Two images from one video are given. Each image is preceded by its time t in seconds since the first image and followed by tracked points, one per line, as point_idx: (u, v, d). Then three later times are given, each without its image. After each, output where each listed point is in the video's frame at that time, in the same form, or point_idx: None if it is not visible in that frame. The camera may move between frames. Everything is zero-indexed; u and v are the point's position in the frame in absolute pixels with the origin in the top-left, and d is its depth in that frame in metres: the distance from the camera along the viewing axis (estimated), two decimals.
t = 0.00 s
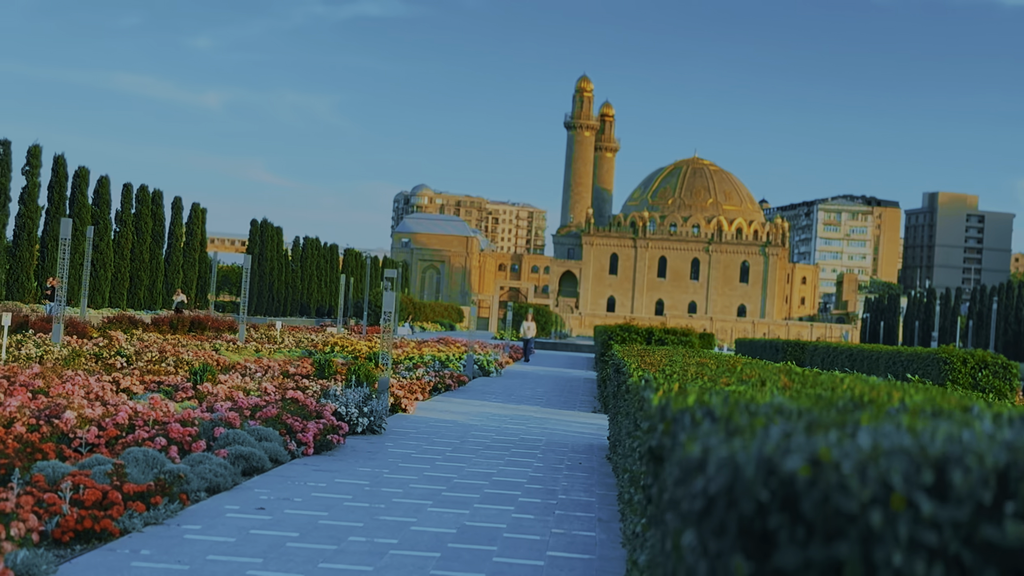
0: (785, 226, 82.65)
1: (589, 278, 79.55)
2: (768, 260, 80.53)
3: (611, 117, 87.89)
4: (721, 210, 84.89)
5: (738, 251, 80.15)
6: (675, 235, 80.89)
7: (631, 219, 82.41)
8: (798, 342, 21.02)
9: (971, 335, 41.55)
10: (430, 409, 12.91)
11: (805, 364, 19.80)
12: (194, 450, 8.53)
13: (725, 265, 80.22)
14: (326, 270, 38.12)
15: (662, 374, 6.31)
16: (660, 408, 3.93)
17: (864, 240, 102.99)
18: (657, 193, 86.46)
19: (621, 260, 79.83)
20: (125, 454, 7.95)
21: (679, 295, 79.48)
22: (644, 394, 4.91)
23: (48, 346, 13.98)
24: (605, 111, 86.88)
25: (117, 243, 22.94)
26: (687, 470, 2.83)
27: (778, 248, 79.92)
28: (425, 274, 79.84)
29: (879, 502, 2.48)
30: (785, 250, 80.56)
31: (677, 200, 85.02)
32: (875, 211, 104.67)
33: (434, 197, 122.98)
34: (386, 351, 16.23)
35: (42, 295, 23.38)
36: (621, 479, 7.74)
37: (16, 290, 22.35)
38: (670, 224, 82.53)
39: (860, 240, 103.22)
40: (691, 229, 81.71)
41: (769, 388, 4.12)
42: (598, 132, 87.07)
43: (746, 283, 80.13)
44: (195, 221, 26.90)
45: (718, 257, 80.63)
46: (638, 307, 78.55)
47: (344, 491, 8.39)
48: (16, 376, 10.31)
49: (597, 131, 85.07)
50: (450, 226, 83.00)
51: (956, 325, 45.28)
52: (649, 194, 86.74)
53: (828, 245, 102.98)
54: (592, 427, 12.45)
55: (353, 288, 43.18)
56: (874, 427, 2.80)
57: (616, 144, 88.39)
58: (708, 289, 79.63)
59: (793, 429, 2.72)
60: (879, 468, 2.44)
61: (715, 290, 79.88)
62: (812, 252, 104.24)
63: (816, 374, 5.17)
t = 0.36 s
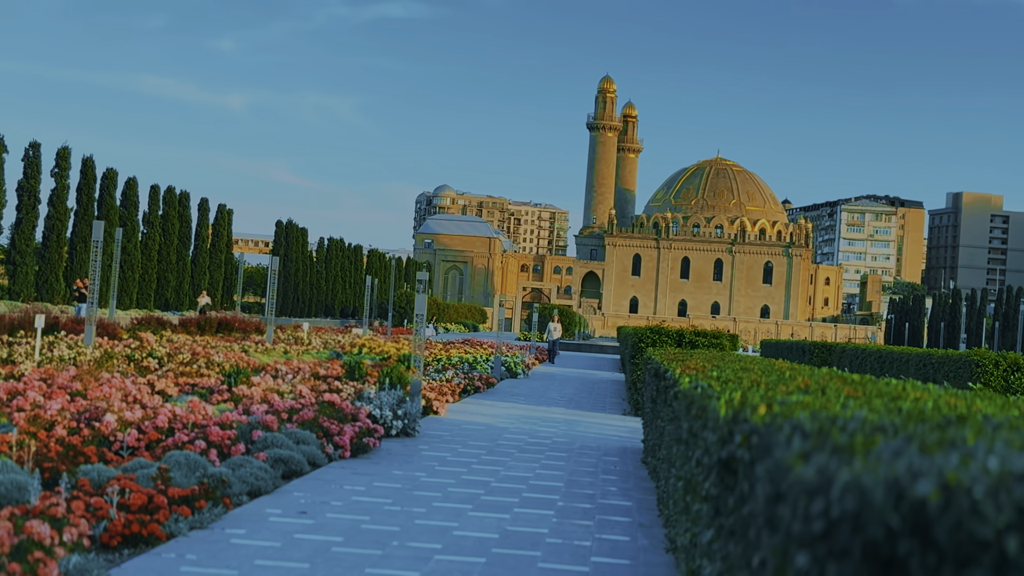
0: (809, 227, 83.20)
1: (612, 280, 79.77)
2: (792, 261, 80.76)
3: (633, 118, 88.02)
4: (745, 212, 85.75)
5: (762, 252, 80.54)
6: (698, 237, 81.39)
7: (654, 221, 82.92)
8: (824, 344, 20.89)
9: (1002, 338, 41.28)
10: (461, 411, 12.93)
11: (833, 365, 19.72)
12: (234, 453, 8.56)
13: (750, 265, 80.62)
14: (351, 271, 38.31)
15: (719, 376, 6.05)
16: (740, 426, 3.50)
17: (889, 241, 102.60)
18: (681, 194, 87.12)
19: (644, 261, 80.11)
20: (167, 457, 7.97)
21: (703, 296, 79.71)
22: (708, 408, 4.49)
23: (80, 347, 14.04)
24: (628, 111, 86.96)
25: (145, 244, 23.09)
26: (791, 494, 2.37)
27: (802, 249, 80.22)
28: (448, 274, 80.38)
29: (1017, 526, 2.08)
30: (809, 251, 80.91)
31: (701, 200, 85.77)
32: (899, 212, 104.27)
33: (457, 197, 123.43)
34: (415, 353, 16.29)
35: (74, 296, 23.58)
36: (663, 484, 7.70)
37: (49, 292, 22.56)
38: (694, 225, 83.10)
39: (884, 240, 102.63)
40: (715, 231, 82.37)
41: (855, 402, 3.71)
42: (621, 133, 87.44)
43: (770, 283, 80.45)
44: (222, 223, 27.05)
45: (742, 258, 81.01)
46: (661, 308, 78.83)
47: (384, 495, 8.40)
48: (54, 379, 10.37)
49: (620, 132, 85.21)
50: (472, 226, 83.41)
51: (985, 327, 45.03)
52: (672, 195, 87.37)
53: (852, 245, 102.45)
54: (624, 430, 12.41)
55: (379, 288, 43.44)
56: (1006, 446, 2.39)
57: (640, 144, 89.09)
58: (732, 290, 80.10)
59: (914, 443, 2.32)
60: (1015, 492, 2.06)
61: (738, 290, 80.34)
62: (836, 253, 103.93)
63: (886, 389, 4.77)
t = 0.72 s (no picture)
0: (827, 228, 83.06)
1: (630, 280, 79.75)
2: (810, 262, 80.44)
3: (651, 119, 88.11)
4: (763, 212, 85.91)
5: (781, 254, 80.47)
6: (717, 238, 81.37)
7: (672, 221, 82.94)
8: (845, 346, 20.83)
9: None
10: (486, 412, 12.93)
11: (854, 367, 19.67)
12: (265, 454, 8.59)
13: (768, 267, 80.58)
14: (370, 272, 38.46)
15: (760, 379, 5.99)
16: (799, 432, 3.46)
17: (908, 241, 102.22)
18: (699, 195, 87.33)
19: (662, 261, 80.17)
20: (200, 458, 8.00)
21: (721, 297, 79.69)
22: (754, 413, 4.45)
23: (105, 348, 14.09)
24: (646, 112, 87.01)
25: (165, 245, 23.19)
26: (881, 501, 2.33)
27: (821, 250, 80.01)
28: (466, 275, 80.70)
29: None
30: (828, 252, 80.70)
31: (720, 201, 86.05)
32: (918, 213, 103.89)
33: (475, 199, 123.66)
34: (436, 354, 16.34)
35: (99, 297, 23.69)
36: (697, 487, 7.64)
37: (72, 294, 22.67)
38: (712, 226, 83.13)
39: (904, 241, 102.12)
40: (733, 232, 82.36)
41: (917, 407, 3.66)
42: (640, 134, 87.62)
43: (788, 284, 80.14)
44: (241, 224, 27.12)
45: (761, 259, 80.95)
46: (679, 309, 78.96)
47: (414, 496, 8.40)
48: (83, 379, 10.41)
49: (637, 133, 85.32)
50: (490, 228, 83.75)
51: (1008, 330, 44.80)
52: (691, 196, 87.67)
53: (870, 245, 102.00)
54: (650, 432, 12.36)
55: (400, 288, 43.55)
56: None
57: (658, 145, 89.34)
58: (750, 291, 80.06)
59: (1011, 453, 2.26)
60: None
61: (757, 292, 80.31)
62: (854, 254, 103.64)
63: (936, 391, 4.73)
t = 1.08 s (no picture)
0: (848, 229, 82.85)
1: (649, 280, 79.93)
2: (831, 264, 80.56)
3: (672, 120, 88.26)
4: (783, 214, 85.95)
5: (801, 255, 80.42)
6: (736, 239, 81.31)
7: (692, 222, 82.93)
8: (870, 348, 20.81)
9: None
10: (514, 412, 12.93)
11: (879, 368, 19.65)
12: (302, 454, 8.62)
13: (788, 269, 80.53)
14: (390, 274, 38.57)
15: (807, 379, 5.93)
16: (874, 433, 3.40)
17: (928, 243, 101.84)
18: (719, 196, 87.45)
19: (682, 263, 80.22)
20: (241, 458, 8.02)
21: (740, 298, 79.72)
22: (815, 414, 4.39)
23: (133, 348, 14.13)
24: (666, 113, 87.06)
25: (189, 245, 23.32)
26: (997, 507, 2.31)
27: (841, 251, 79.81)
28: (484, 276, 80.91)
29: None
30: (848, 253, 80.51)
31: (739, 202, 86.26)
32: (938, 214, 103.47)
33: (493, 199, 123.89)
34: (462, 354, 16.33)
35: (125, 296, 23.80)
36: (737, 488, 7.60)
37: (99, 293, 22.78)
38: (732, 228, 83.07)
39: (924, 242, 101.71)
40: (753, 233, 82.32)
41: (993, 411, 3.62)
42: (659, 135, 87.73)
43: (808, 285, 80.35)
44: (263, 224, 27.19)
45: (781, 260, 80.91)
46: (698, 310, 79.07)
47: (451, 497, 8.41)
48: (117, 379, 10.44)
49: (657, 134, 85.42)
50: (509, 228, 84.10)
51: None
52: (710, 196, 87.88)
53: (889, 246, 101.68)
54: (679, 433, 12.34)
55: (421, 287, 43.63)
56: None
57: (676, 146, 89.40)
58: (770, 293, 80.01)
59: None
60: None
61: (776, 294, 80.28)
62: (874, 256, 103.34)
63: (992, 392, 4.68)
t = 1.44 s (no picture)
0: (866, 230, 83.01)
1: (665, 283, 80.14)
2: (848, 264, 80.59)
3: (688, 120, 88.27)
4: (800, 214, 86.18)
5: (817, 256, 80.51)
6: (753, 240, 81.46)
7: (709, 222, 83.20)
8: (891, 350, 20.77)
9: None
10: (540, 414, 12.96)
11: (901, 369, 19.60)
12: (336, 456, 8.66)
13: (805, 270, 80.67)
14: (408, 274, 38.69)
15: (851, 385, 5.94)
16: (945, 442, 3.40)
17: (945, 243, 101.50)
18: (736, 196, 87.83)
19: (698, 263, 80.33)
20: (277, 460, 8.08)
21: (757, 299, 79.94)
22: (872, 421, 4.38)
23: (158, 348, 14.18)
24: (681, 113, 87.11)
25: (209, 246, 23.44)
26: None
27: (858, 252, 79.76)
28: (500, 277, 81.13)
29: None
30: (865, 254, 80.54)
31: (756, 203, 86.47)
32: (955, 215, 103.14)
33: (508, 199, 123.99)
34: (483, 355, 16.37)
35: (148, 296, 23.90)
36: (774, 492, 7.60)
37: (123, 294, 22.89)
38: (748, 228, 83.13)
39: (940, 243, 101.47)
40: (769, 233, 82.59)
41: None
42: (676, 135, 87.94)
43: (825, 287, 80.41)
44: (282, 226, 27.25)
45: (798, 261, 81.04)
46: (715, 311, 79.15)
47: (485, 500, 8.45)
48: (148, 379, 10.49)
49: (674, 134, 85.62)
50: (526, 229, 84.59)
51: None
52: (727, 196, 88.32)
53: (906, 247, 101.53)
54: (705, 435, 12.34)
55: (439, 287, 43.75)
56: None
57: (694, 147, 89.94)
58: (787, 293, 80.07)
59: None
60: None
61: (793, 294, 80.35)
62: (891, 256, 103.08)
63: None
